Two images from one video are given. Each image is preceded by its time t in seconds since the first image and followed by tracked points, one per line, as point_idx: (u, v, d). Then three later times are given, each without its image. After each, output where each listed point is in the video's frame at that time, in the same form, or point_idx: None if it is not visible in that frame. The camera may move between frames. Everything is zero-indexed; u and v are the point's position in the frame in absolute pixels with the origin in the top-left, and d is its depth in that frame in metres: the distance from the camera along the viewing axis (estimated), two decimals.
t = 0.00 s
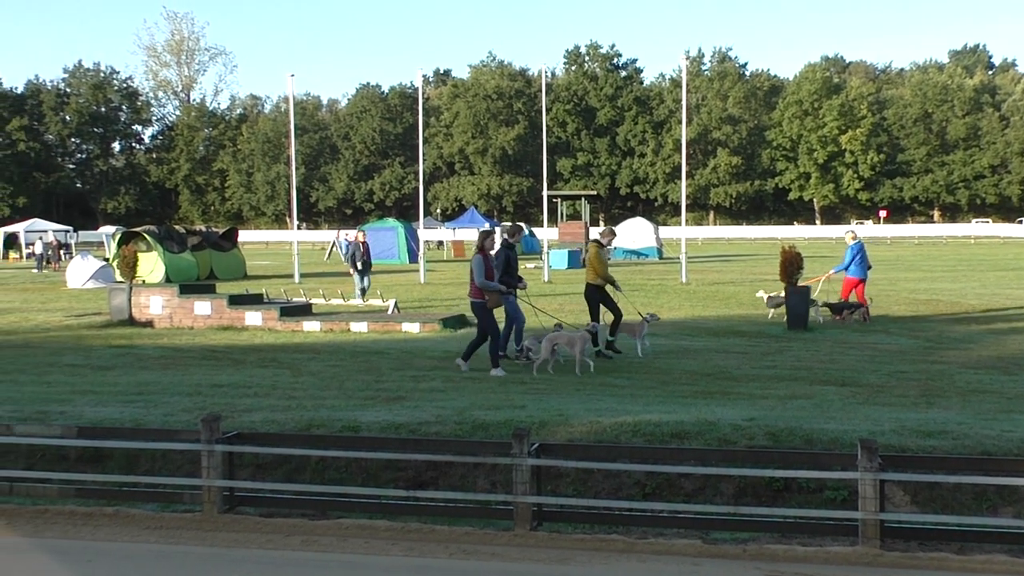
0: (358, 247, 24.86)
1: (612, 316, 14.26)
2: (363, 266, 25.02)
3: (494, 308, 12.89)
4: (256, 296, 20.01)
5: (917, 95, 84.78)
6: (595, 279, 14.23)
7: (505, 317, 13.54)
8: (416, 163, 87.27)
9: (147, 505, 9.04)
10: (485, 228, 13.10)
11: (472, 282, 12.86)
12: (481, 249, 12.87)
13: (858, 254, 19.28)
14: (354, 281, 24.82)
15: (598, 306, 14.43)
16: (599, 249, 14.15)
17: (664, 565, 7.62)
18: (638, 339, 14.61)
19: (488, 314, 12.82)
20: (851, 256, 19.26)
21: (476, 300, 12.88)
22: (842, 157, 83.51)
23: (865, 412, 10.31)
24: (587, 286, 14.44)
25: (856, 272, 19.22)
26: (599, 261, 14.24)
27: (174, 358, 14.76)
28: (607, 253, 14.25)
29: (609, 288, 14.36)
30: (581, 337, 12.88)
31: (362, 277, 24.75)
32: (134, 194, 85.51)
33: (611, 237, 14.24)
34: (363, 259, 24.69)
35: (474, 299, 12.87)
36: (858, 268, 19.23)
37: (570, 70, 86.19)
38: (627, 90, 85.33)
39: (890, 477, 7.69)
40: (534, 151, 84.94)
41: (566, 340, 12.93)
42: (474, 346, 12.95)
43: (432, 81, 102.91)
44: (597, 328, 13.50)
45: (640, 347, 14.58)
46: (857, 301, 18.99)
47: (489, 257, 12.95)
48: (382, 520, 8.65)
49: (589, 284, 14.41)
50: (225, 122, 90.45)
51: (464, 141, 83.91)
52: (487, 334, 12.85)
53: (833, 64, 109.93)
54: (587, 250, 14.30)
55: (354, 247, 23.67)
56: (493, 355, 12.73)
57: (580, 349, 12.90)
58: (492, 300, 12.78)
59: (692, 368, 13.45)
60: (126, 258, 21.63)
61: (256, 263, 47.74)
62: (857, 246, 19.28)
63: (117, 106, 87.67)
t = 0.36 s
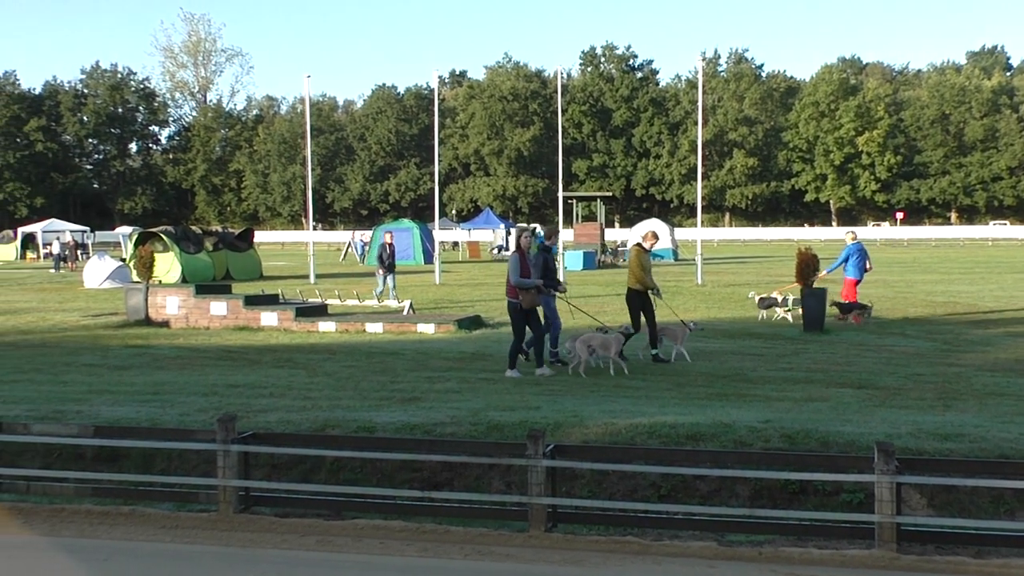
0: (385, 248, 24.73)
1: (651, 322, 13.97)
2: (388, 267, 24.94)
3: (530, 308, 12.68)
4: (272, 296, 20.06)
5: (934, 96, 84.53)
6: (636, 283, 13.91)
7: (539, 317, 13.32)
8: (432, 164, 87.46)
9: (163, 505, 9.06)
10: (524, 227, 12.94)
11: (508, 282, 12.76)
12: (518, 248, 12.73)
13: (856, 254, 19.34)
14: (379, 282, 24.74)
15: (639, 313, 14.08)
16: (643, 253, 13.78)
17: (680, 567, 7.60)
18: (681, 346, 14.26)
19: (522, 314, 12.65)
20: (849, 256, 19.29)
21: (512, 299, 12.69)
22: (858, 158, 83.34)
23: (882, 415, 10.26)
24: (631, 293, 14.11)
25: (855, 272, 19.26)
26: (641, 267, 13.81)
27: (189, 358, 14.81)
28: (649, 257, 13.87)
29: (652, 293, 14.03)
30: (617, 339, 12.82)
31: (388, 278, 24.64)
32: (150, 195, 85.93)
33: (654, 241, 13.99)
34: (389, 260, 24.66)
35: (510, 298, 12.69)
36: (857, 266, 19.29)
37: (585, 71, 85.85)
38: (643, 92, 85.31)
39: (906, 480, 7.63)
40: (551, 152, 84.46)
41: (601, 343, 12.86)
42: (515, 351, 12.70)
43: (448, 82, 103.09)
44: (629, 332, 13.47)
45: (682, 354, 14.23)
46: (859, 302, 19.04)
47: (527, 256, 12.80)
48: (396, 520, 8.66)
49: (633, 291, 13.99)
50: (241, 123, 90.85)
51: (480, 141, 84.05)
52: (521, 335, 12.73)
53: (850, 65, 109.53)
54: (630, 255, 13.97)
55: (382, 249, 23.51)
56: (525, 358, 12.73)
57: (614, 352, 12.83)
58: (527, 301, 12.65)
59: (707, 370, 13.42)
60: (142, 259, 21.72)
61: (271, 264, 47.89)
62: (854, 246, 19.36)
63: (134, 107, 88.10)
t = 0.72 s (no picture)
0: (410, 249, 24.54)
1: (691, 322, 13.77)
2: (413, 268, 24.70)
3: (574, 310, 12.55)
4: (290, 298, 20.10)
5: (953, 96, 83.99)
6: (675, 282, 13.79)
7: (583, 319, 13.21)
8: (449, 166, 87.64)
9: (181, 506, 9.09)
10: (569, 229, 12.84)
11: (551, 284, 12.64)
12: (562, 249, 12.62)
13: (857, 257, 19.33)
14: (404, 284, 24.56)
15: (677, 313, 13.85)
16: (682, 252, 13.69)
17: (698, 569, 7.57)
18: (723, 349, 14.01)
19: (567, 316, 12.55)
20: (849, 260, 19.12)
21: (555, 301, 12.60)
22: (877, 159, 82.91)
23: (902, 417, 10.21)
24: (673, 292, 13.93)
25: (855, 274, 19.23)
26: (681, 266, 13.75)
27: (207, 359, 14.86)
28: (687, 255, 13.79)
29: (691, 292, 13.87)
30: (647, 343, 12.52)
31: (413, 280, 24.47)
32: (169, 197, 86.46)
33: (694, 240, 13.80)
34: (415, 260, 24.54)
35: (553, 300, 12.59)
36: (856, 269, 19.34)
37: (602, 74, 87.33)
38: (660, 93, 85.27)
39: (926, 482, 7.58)
40: (567, 153, 84.71)
41: (633, 345, 12.59)
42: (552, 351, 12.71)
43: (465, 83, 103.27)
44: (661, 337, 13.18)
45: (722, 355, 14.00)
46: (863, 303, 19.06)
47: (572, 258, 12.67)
48: (414, 521, 8.66)
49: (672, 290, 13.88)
50: (259, 125, 91.29)
51: (497, 143, 84.14)
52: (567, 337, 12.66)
53: (868, 65, 108.96)
54: (669, 254, 13.89)
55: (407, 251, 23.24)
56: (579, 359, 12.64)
57: (647, 356, 12.55)
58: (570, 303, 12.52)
59: (724, 371, 13.39)
60: (161, 261, 21.82)
61: (289, 265, 48.12)
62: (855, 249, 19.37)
63: (153, 110, 88.63)
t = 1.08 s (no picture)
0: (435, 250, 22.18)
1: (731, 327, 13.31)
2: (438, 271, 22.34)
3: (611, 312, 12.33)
4: (307, 299, 20.15)
5: (972, 96, 83.42)
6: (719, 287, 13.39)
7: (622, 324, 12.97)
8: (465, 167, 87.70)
9: (198, 507, 9.13)
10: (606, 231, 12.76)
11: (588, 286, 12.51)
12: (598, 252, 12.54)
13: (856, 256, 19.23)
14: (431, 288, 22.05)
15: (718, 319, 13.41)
16: (725, 256, 13.33)
17: (714, 571, 7.55)
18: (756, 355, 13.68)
19: (603, 318, 12.21)
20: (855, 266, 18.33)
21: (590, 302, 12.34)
22: (894, 159, 82.49)
23: (920, 419, 10.16)
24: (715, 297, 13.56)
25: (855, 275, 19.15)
26: (725, 269, 13.30)
27: (224, 360, 14.93)
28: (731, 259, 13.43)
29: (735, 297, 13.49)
30: (685, 345, 12.32)
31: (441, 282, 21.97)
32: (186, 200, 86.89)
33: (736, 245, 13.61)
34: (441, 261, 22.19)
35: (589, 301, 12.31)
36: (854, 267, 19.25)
37: (618, 74, 86.71)
38: (676, 94, 85.07)
39: (944, 485, 7.53)
40: (583, 155, 84.66)
41: (669, 348, 12.41)
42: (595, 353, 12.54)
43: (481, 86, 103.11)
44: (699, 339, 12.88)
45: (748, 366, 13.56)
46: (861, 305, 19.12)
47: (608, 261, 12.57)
48: (430, 522, 8.68)
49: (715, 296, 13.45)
50: (276, 127, 91.52)
51: (513, 145, 84.15)
52: (603, 339, 12.26)
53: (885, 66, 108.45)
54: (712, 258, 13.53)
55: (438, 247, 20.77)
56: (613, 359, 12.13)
57: (683, 358, 12.35)
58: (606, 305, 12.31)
59: (741, 372, 13.36)
60: (178, 262, 21.95)
61: (306, 267, 48.33)
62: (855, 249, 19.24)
63: (170, 112, 89.01)
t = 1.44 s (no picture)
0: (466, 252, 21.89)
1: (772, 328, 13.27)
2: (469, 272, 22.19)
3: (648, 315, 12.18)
4: (323, 299, 20.19)
5: (991, 96, 83.02)
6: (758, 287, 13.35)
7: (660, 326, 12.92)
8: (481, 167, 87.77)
9: (215, 506, 9.15)
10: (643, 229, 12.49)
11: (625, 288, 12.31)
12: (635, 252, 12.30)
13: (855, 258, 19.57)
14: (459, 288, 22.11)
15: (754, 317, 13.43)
16: (765, 255, 13.33)
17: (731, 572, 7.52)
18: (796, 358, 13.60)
19: (640, 321, 12.15)
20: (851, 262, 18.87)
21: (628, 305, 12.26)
22: (912, 159, 82.17)
23: (937, 421, 10.11)
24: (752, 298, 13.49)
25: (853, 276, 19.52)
26: (764, 269, 13.33)
27: (241, 360, 14.98)
28: (772, 261, 13.41)
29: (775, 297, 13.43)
30: (716, 346, 12.20)
31: (469, 282, 22.05)
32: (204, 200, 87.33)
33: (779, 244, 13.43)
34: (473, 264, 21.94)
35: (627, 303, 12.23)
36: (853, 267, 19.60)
37: (635, 75, 87.23)
38: (693, 93, 84.84)
39: (963, 487, 7.48)
40: (599, 154, 84.66)
41: (702, 350, 12.36)
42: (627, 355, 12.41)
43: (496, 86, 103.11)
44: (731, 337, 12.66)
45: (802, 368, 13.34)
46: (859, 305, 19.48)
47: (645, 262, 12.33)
48: (447, 522, 8.68)
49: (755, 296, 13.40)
50: (292, 127, 91.76)
51: (529, 145, 84.17)
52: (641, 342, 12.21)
53: (903, 66, 108.04)
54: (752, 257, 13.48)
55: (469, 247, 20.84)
56: (641, 367, 12.11)
57: (715, 359, 12.24)
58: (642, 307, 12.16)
59: (758, 373, 13.32)
60: (195, 262, 22.05)
61: (322, 266, 48.49)
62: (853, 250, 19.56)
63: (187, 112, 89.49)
